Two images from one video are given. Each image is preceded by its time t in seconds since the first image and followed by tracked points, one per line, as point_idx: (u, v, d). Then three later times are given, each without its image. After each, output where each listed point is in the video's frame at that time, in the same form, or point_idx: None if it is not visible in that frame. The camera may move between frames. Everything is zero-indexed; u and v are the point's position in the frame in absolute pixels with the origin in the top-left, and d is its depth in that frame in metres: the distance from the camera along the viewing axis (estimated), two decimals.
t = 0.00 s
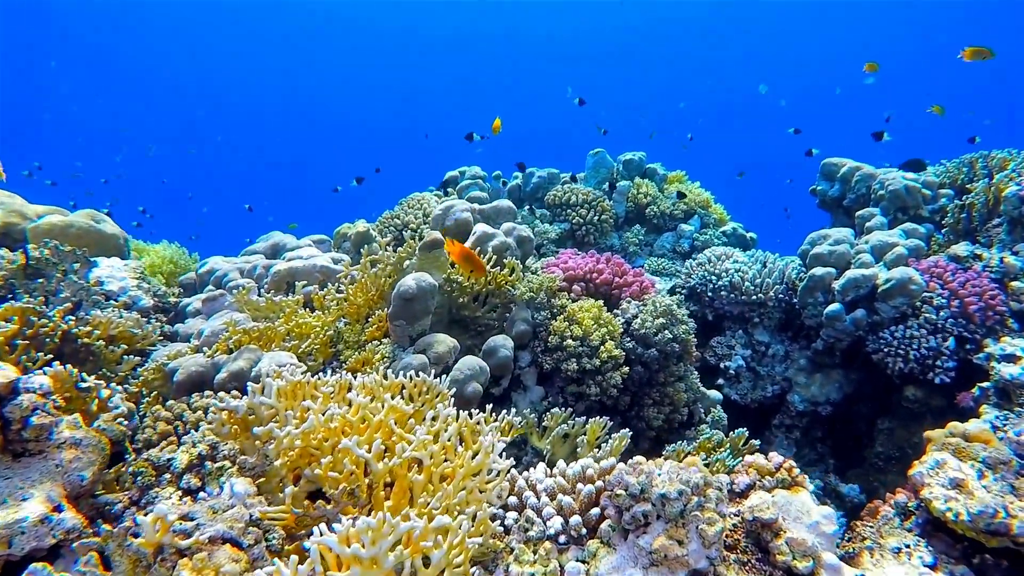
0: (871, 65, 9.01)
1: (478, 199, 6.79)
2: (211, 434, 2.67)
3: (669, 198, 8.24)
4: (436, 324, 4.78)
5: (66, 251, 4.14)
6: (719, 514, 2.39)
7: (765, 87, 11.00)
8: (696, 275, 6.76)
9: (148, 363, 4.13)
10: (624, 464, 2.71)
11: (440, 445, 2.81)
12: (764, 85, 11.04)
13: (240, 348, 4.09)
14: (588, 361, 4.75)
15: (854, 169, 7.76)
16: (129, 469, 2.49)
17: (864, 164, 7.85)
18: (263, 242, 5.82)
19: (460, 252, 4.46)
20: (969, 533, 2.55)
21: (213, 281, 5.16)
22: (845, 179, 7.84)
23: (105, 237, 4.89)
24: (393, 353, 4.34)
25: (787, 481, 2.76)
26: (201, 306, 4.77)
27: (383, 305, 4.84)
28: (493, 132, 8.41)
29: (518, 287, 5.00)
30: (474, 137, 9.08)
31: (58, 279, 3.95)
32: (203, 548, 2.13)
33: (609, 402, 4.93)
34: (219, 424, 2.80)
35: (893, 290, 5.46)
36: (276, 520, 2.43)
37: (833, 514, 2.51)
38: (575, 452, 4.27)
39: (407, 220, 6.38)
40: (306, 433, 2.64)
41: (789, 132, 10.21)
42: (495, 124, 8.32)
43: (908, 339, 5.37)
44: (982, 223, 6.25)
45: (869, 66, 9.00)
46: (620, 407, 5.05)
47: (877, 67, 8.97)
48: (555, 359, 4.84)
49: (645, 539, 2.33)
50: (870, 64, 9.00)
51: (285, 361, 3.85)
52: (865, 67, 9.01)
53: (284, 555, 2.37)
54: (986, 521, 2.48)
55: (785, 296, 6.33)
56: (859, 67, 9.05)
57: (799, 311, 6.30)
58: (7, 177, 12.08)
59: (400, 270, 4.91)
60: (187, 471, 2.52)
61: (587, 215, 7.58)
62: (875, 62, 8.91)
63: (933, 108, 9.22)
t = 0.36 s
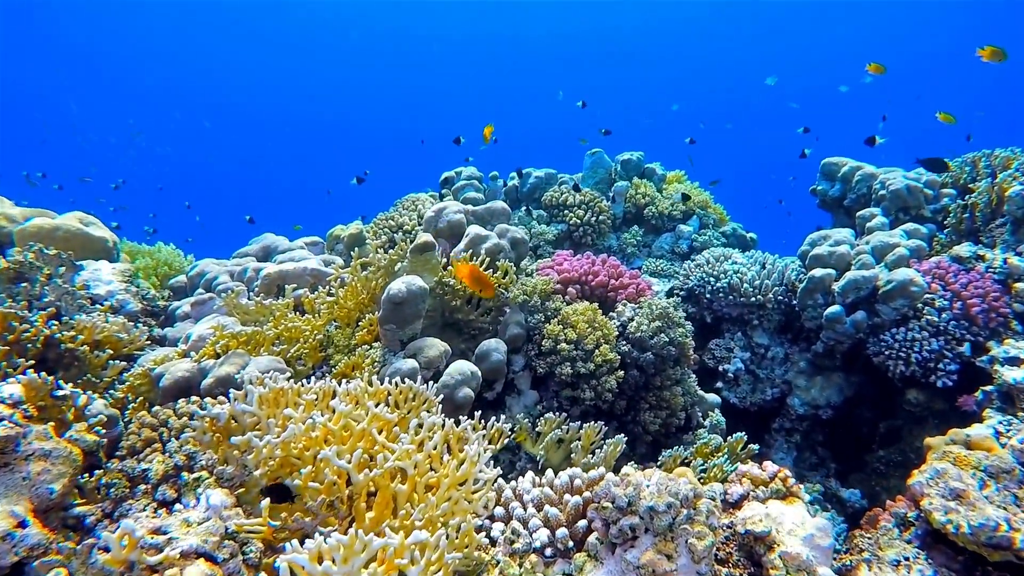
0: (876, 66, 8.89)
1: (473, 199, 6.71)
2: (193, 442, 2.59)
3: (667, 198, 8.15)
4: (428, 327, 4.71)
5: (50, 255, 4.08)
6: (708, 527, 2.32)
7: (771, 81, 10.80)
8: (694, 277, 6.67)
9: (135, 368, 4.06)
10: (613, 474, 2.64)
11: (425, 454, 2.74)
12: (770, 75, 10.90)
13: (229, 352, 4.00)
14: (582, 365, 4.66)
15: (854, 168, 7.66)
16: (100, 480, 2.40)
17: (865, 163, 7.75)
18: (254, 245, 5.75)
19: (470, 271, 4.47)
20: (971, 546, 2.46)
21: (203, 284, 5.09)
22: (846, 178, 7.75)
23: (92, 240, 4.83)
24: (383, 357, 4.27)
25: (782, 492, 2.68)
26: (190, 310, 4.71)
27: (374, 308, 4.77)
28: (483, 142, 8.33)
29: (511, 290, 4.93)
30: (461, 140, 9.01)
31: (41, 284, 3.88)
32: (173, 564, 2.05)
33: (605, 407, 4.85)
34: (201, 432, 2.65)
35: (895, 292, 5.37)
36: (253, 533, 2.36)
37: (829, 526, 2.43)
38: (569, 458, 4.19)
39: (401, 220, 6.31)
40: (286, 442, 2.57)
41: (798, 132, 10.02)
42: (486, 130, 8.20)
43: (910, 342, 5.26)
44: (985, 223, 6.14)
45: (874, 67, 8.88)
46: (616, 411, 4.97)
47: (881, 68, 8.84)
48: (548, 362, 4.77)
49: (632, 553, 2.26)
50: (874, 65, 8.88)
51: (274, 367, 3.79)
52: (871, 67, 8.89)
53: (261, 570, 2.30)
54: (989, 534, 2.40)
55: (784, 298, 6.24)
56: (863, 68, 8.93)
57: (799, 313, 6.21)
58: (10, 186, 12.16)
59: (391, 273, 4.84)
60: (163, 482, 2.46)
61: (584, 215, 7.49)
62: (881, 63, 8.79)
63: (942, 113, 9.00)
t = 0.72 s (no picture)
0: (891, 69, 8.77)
1: (470, 201, 6.63)
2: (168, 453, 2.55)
3: (668, 200, 8.05)
4: (422, 332, 4.62)
5: (36, 259, 4.01)
6: (703, 542, 2.21)
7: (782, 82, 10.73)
8: (695, 279, 6.56)
9: (121, 374, 3.98)
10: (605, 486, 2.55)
11: (411, 465, 2.65)
12: (783, 78, 10.79)
13: (216, 359, 3.90)
14: (578, 370, 4.57)
15: (859, 168, 7.53)
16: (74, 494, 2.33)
17: (870, 163, 7.62)
18: (248, 247, 5.69)
19: (480, 291, 4.26)
20: (981, 562, 2.35)
21: (194, 288, 5.03)
22: (850, 178, 7.62)
23: (83, 244, 4.77)
24: (375, 363, 4.19)
25: (781, 503, 2.58)
26: (179, 315, 4.65)
27: (367, 312, 4.69)
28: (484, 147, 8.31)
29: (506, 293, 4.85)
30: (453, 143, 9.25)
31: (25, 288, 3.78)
32: None
33: (602, 413, 4.74)
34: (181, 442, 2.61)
35: (899, 295, 5.25)
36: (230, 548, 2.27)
37: (830, 541, 2.32)
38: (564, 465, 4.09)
39: (398, 221, 6.23)
40: (266, 453, 2.49)
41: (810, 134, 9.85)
42: (484, 137, 8.24)
43: (914, 346, 5.15)
44: (992, 223, 6.00)
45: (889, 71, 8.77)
46: (613, 417, 4.87)
47: (897, 71, 8.73)
48: (544, 368, 4.67)
49: (624, 570, 2.16)
50: (890, 68, 8.76)
51: (266, 372, 3.67)
52: (886, 70, 8.78)
53: None
54: (1000, 550, 2.29)
55: (786, 301, 6.13)
56: (877, 71, 8.82)
57: (801, 317, 6.09)
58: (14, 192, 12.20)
59: (384, 276, 4.76)
60: (137, 495, 2.41)
61: (583, 216, 7.38)
62: (896, 67, 8.67)
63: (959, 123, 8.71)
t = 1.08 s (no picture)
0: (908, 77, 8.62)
1: (467, 203, 6.55)
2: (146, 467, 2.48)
3: (668, 202, 7.95)
4: (414, 338, 4.53)
5: (21, 264, 3.96)
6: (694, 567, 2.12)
7: (782, 94, 10.86)
8: (695, 284, 6.45)
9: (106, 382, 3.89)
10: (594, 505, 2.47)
11: (395, 481, 2.57)
12: (782, 94, 11.65)
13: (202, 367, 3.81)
14: (574, 378, 4.47)
15: (862, 170, 7.41)
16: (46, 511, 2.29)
17: (874, 165, 7.50)
18: (240, 251, 5.62)
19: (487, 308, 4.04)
20: None
21: (184, 293, 4.96)
22: (853, 181, 7.50)
23: (70, 247, 4.72)
24: (365, 371, 4.11)
25: (778, 523, 2.49)
26: (169, 320, 4.58)
27: (359, 318, 4.60)
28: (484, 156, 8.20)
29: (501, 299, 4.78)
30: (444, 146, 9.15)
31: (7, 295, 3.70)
32: None
33: (599, 421, 4.64)
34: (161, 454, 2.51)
35: (903, 301, 5.14)
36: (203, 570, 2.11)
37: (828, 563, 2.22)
38: (559, 475, 3.98)
39: (392, 225, 6.14)
40: (244, 468, 2.37)
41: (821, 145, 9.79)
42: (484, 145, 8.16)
43: (919, 353, 5.03)
44: (998, 227, 5.88)
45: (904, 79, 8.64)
46: (610, 426, 4.78)
47: (912, 78, 8.59)
48: (539, 375, 4.57)
49: None
50: (905, 76, 8.64)
51: (250, 381, 3.59)
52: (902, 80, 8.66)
53: None
54: None
55: (788, 306, 6.02)
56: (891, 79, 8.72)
57: (802, 322, 5.99)
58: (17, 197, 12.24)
59: (376, 281, 4.68)
60: (108, 513, 2.34)
61: (582, 219, 7.27)
62: (911, 74, 8.54)
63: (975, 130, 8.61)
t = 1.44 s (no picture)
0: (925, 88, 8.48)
1: (463, 207, 6.45)
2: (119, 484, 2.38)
3: (668, 206, 7.83)
4: (405, 346, 4.44)
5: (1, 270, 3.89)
6: None
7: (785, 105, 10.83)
8: (694, 290, 6.34)
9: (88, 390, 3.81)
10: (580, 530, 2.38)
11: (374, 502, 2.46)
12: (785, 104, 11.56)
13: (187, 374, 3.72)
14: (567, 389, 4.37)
15: (865, 175, 7.29)
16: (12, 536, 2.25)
17: (877, 171, 7.37)
18: (231, 255, 5.54)
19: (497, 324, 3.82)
20: None
21: (171, 299, 4.88)
22: (856, 187, 7.38)
23: (55, 250, 4.64)
24: (353, 381, 4.02)
25: (772, 550, 2.40)
26: (155, 326, 4.50)
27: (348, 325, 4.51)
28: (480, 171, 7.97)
29: (494, 307, 4.67)
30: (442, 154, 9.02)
31: None
32: None
33: (593, 432, 4.54)
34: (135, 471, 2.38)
35: (906, 311, 5.02)
36: None
37: None
38: (552, 488, 3.87)
39: (387, 229, 6.06)
40: (215, 490, 2.29)
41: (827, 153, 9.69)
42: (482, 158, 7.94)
43: (922, 364, 4.92)
44: (1004, 235, 5.75)
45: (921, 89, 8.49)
46: (605, 436, 4.67)
47: (930, 90, 8.44)
48: (532, 385, 4.46)
49: None
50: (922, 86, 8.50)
51: (234, 390, 3.49)
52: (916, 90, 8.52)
53: None
54: None
55: (789, 314, 5.91)
56: (907, 89, 8.56)
57: (803, 330, 5.87)
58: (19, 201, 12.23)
59: (366, 288, 4.59)
60: (71, 538, 2.27)
61: (580, 223, 7.16)
62: (929, 85, 8.39)
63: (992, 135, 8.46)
